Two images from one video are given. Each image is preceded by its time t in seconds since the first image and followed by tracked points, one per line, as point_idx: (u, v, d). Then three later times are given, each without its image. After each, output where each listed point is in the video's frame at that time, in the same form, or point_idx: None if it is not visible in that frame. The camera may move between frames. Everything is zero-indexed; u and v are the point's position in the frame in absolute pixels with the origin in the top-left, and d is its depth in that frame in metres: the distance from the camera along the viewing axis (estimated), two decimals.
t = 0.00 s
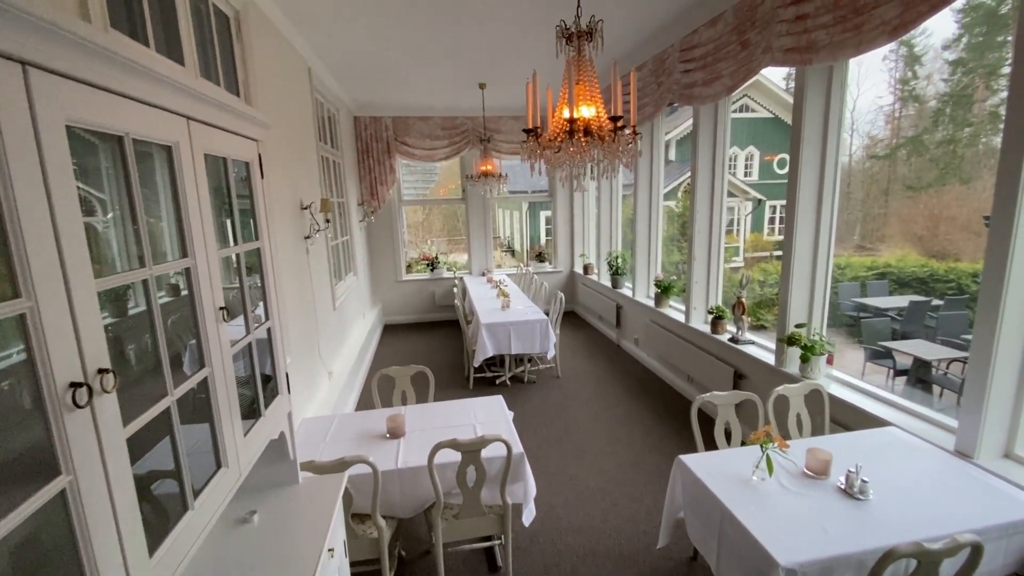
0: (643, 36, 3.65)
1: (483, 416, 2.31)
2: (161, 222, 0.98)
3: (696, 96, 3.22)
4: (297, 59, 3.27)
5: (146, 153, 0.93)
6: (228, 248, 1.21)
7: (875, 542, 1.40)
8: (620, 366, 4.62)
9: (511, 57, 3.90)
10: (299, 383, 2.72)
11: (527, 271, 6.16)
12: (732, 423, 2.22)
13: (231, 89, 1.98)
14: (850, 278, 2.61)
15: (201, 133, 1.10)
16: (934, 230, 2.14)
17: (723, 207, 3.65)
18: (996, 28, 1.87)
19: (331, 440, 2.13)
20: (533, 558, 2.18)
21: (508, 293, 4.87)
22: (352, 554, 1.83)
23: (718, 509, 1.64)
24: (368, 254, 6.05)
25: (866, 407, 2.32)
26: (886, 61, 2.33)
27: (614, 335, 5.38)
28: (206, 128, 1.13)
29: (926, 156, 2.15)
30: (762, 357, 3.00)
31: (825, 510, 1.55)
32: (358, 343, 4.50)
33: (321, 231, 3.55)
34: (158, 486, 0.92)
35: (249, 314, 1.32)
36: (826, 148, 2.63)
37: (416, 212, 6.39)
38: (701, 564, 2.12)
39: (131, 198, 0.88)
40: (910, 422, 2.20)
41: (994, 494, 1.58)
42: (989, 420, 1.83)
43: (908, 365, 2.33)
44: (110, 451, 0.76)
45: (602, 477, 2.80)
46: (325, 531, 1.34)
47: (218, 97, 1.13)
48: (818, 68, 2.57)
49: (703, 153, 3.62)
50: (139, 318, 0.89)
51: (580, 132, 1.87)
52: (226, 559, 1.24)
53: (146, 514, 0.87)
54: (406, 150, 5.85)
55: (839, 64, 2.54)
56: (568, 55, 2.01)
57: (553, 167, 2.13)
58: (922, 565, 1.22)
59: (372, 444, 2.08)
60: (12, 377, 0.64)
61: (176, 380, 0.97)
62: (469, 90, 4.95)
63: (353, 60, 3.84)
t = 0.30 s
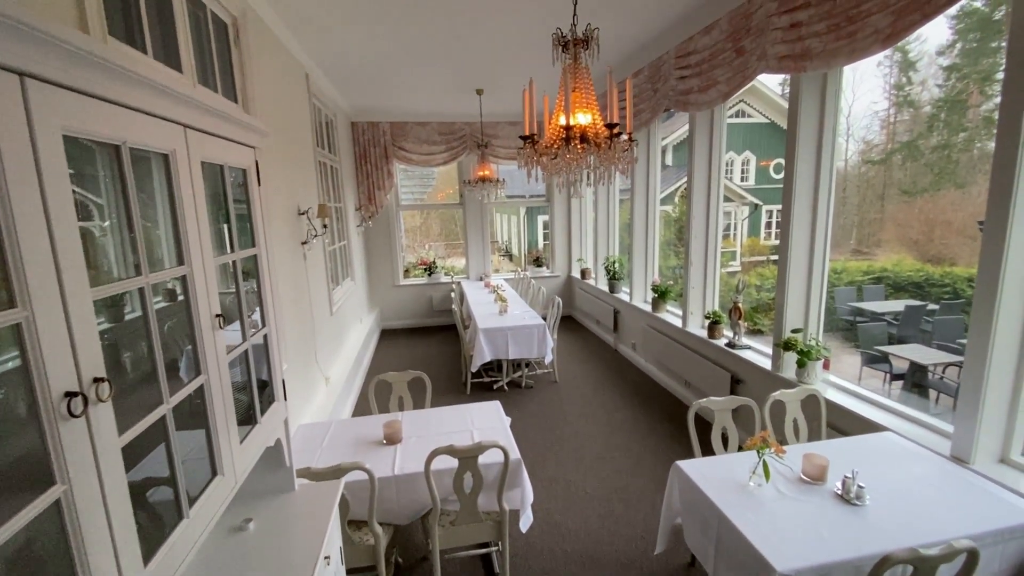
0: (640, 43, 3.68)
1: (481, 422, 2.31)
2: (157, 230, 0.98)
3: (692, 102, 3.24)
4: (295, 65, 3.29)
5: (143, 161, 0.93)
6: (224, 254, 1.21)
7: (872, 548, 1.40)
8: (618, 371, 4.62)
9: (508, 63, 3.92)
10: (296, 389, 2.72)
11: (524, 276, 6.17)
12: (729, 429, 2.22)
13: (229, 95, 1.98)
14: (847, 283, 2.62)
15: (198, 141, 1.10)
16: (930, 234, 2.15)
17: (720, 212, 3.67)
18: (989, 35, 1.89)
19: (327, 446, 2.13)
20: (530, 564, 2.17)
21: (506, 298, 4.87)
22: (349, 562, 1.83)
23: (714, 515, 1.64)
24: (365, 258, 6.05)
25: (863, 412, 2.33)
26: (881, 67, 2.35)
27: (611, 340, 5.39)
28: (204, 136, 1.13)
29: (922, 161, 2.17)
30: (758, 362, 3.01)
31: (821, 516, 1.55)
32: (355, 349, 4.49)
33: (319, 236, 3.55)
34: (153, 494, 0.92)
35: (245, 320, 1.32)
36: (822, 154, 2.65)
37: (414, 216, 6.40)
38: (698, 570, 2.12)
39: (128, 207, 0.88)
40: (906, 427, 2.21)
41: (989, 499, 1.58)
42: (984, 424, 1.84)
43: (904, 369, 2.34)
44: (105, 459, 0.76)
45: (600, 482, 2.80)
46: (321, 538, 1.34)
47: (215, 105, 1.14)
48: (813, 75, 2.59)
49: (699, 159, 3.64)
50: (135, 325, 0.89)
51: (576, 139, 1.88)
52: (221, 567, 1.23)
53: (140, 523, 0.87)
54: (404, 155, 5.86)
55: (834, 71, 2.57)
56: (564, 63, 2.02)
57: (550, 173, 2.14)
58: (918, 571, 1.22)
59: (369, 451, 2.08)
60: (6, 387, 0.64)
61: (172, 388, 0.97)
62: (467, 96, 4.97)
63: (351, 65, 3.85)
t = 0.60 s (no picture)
0: (638, 48, 3.70)
1: (481, 426, 2.31)
2: (158, 236, 0.99)
3: (690, 106, 3.26)
4: (295, 70, 3.30)
5: (144, 167, 0.94)
6: (224, 259, 1.22)
7: (872, 552, 1.40)
8: (617, 375, 4.62)
9: (507, 68, 3.93)
10: (296, 393, 2.72)
11: (524, 279, 6.18)
12: (729, 432, 2.22)
13: (230, 99, 1.99)
14: (846, 287, 2.63)
15: (199, 146, 1.10)
16: (928, 238, 2.16)
17: (719, 215, 3.68)
18: (986, 39, 1.91)
19: (327, 451, 2.13)
20: (530, 569, 2.17)
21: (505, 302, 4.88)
22: (348, 567, 1.82)
23: (715, 519, 1.64)
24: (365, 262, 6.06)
25: (862, 416, 2.33)
26: (878, 72, 2.37)
27: (610, 343, 5.39)
28: (205, 141, 1.14)
29: (919, 165, 2.18)
30: (757, 366, 3.01)
31: (821, 520, 1.55)
32: (354, 353, 4.49)
33: (319, 240, 3.55)
34: (153, 499, 0.92)
35: (246, 325, 1.32)
36: (820, 158, 2.66)
37: (413, 220, 6.41)
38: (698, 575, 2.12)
39: (130, 213, 0.89)
40: (906, 430, 2.21)
41: (990, 503, 1.58)
42: (983, 428, 1.84)
43: (903, 373, 2.34)
44: (105, 465, 0.75)
45: (600, 486, 2.80)
46: (321, 543, 1.33)
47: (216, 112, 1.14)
48: (810, 81, 2.61)
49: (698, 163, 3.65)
50: (136, 330, 0.90)
51: (576, 144, 1.89)
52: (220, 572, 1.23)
53: (140, 528, 0.87)
54: (403, 159, 5.88)
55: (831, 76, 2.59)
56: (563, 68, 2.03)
57: (549, 178, 2.14)
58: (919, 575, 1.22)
59: (368, 455, 2.07)
60: (7, 394, 0.64)
61: (173, 393, 0.97)
62: (466, 101, 4.99)
63: (351, 70, 3.87)
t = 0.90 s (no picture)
0: (637, 53, 3.71)
1: (481, 430, 2.30)
2: (159, 239, 0.98)
3: (689, 110, 3.27)
4: (295, 74, 3.31)
5: (146, 170, 0.94)
6: (225, 262, 1.22)
7: (873, 556, 1.40)
8: (617, 378, 4.61)
9: (506, 72, 3.94)
10: (295, 397, 2.71)
11: (523, 283, 6.18)
12: (729, 436, 2.22)
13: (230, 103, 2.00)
14: (844, 290, 2.63)
15: (200, 149, 1.10)
16: (926, 242, 2.16)
17: (718, 219, 3.69)
18: (982, 43, 1.92)
19: (326, 455, 2.12)
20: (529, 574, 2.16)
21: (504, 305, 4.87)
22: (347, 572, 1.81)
23: (715, 523, 1.63)
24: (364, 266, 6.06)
25: (862, 419, 2.33)
26: (875, 77, 2.38)
27: (610, 347, 5.38)
28: (206, 145, 1.14)
29: (917, 169, 2.19)
30: (757, 369, 3.01)
31: (822, 523, 1.55)
32: (353, 356, 4.49)
33: (318, 244, 3.55)
34: (152, 503, 0.91)
35: (246, 329, 1.32)
36: (818, 161, 2.67)
37: (412, 224, 6.42)
38: None
39: (131, 216, 0.89)
40: (906, 434, 2.21)
41: (991, 507, 1.58)
42: (983, 432, 1.84)
43: (902, 376, 2.35)
44: (106, 469, 0.75)
45: (599, 491, 2.79)
46: (321, 548, 1.33)
47: (217, 116, 1.15)
48: (808, 87, 2.62)
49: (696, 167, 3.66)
50: (136, 333, 0.89)
51: (575, 148, 1.89)
52: None
53: (140, 532, 0.86)
54: (403, 163, 5.88)
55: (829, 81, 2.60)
56: (562, 72, 2.04)
57: (548, 182, 2.15)
58: None
59: (368, 459, 2.07)
60: (8, 397, 0.64)
61: (173, 397, 0.97)
62: (466, 105, 5.01)
63: (350, 75, 3.88)
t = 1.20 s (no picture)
0: (633, 60, 3.74)
1: (477, 435, 2.30)
2: (155, 245, 0.98)
3: (684, 117, 3.29)
4: (292, 79, 3.31)
5: (142, 176, 0.94)
6: (221, 268, 1.22)
7: (869, 561, 1.40)
8: (613, 383, 4.61)
9: (503, 78, 3.96)
10: (291, 403, 2.70)
11: (519, 288, 6.18)
12: (726, 441, 2.22)
13: (227, 108, 2.00)
14: (839, 295, 2.65)
15: (197, 155, 1.10)
16: (920, 247, 2.18)
17: (713, 224, 3.70)
18: (973, 50, 1.94)
19: (322, 461, 2.11)
20: None
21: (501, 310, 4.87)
22: None
23: (712, 529, 1.63)
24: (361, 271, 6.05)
25: (857, 424, 2.34)
26: (869, 84, 2.41)
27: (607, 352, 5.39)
28: (203, 151, 1.14)
29: (910, 175, 2.21)
30: (753, 374, 3.01)
31: (818, 529, 1.55)
32: (349, 362, 4.47)
33: (315, 249, 3.55)
34: (146, 511, 0.90)
35: (242, 336, 1.31)
36: (813, 166, 2.69)
37: (409, 228, 6.41)
38: None
39: (127, 223, 0.89)
40: (901, 439, 2.21)
41: (986, 512, 1.58)
42: (978, 437, 1.85)
43: (897, 381, 2.36)
44: (99, 478, 0.75)
45: (596, 496, 2.78)
46: (316, 556, 1.32)
47: (214, 122, 1.15)
48: (803, 93, 2.64)
49: (692, 172, 3.68)
50: (131, 340, 0.89)
51: (572, 154, 1.90)
52: None
53: (133, 541, 0.86)
54: (400, 168, 5.89)
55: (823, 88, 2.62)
56: (559, 79, 2.05)
57: (545, 188, 2.15)
58: None
59: (364, 465, 2.06)
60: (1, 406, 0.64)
61: (168, 404, 0.96)
62: (463, 110, 5.02)
63: (347, 80, 3.89)
